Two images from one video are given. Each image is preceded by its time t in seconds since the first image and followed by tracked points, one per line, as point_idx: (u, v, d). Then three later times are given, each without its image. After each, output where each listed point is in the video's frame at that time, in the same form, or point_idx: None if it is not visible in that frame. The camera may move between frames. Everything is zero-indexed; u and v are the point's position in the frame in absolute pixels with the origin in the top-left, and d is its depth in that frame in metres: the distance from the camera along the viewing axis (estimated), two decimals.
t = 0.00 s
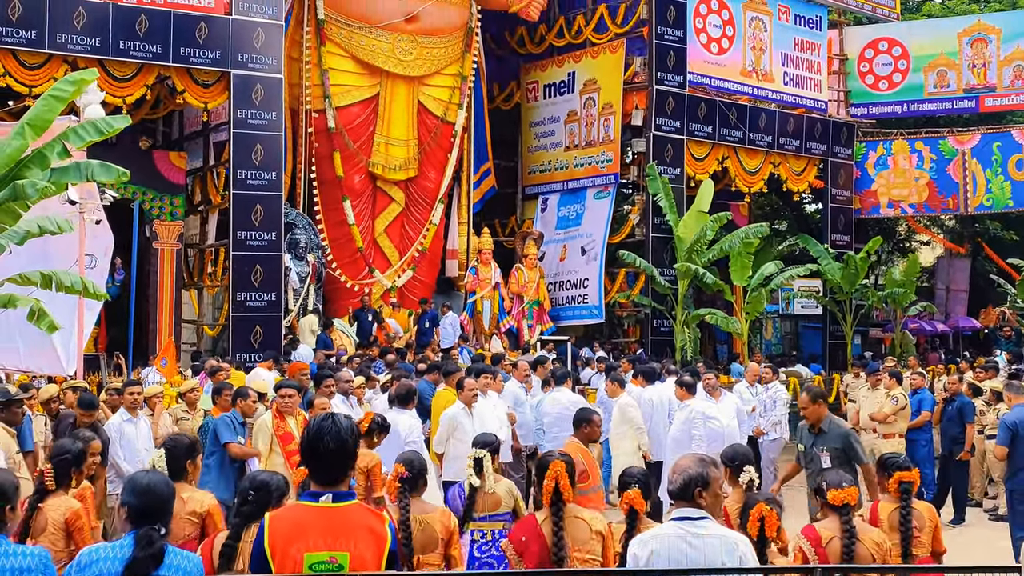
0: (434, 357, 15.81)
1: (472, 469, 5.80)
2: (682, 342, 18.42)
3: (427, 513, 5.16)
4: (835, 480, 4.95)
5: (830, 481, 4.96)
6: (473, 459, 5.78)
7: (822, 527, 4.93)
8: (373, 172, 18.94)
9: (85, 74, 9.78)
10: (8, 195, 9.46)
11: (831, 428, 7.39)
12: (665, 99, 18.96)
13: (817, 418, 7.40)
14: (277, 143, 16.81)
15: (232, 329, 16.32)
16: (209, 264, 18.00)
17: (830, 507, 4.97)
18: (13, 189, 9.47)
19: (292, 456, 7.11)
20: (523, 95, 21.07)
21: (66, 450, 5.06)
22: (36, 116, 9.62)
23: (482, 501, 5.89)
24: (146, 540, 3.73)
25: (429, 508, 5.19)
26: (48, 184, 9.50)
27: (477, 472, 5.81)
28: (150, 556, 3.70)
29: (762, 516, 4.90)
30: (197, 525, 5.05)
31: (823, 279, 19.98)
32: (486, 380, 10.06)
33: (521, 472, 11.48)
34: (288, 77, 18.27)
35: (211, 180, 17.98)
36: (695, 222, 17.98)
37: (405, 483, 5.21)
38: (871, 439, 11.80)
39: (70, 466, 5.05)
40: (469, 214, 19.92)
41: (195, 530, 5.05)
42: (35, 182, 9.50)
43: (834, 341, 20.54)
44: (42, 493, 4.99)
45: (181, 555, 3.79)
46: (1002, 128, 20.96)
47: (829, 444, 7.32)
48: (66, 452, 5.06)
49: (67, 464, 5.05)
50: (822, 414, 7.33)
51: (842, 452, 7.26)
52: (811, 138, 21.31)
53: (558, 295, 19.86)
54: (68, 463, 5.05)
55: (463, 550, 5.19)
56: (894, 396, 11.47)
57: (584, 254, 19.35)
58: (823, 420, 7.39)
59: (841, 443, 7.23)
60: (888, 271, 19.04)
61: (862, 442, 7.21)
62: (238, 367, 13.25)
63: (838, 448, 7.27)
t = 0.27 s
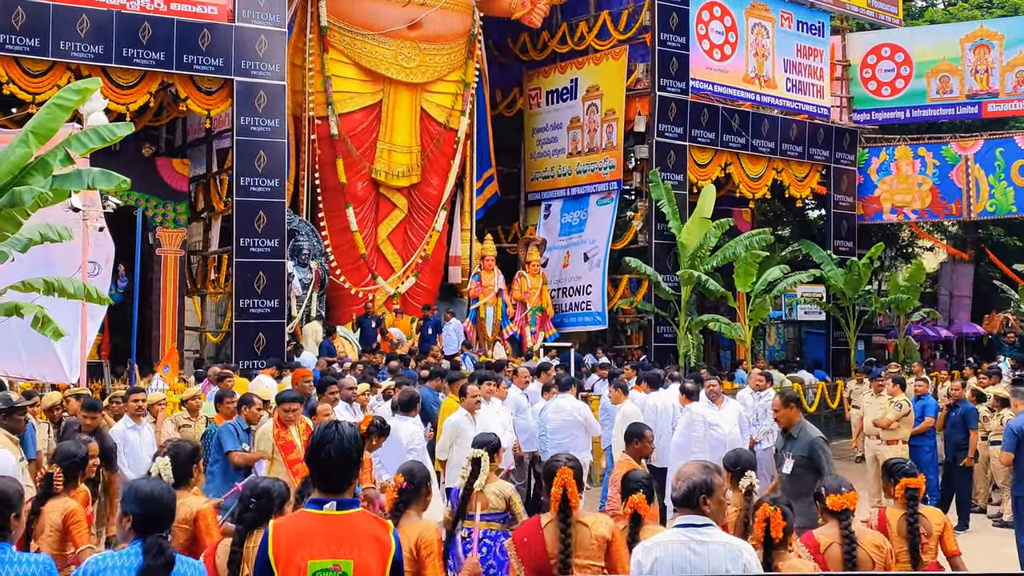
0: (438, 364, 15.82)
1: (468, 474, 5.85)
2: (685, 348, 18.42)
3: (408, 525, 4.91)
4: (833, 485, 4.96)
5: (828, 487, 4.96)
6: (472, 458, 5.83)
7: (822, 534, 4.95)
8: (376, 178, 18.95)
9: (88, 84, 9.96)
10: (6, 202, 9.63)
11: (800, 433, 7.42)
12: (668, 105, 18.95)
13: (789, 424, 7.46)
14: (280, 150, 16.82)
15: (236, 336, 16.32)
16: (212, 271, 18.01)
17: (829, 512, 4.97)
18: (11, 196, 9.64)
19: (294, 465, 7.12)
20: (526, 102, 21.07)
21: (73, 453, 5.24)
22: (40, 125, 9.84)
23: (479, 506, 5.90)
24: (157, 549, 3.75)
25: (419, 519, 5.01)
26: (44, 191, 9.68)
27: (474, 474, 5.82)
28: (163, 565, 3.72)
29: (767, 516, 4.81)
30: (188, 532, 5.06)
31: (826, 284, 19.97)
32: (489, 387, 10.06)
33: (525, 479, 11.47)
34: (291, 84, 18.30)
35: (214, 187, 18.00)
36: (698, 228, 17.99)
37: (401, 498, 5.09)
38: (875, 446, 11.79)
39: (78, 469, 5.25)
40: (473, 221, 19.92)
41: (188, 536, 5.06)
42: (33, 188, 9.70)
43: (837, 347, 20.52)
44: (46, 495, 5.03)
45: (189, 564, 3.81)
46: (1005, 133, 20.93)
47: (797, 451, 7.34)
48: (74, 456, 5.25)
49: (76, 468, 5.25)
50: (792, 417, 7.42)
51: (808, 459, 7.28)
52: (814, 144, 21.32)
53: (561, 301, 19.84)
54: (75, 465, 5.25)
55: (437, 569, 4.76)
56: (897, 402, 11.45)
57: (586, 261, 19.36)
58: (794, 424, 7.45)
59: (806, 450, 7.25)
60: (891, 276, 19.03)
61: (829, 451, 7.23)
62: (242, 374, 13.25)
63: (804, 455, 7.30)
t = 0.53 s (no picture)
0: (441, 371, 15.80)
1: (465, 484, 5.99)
2: (688, 355, 18.41)
3: (424, 531, 4.90)
4: (851, 493, 4.93)
5: (846, 494, 4.93)
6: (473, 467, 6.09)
7: (825, 542, 5.00)
8: (378, 185, 18.95)
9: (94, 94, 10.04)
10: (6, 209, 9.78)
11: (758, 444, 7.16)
12: (670, 112, 18.97)
13: (746, 436, 7.21)
14: (282, 157, 16.83)
15: (238, 344, 16.31)
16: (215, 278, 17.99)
17: (846, 521, 4.94)
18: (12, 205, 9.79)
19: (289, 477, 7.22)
20: (528, 109, 21.07)
21: (65, 464, 5.24)
22: (43, 133, 9.90)
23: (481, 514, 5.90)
24: (159, 558, 3.77)
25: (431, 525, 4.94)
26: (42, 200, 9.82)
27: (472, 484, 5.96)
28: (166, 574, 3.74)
29: (778, 520, 4.79)
30: (183, 541, 5.08)
31: (828, 291, 19.96)
32: (491, 395, 10.00)
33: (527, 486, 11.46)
34: (293, 92, 18.34)
35: (216, 195, 18.01)
36: (700, 235, 18.01)
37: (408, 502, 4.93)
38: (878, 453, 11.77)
39: (70, 479, 5.25)
40: (475, 228, 19.92)
41: (183, 545, 5.08)
42: (30, 196, 9.76)
43: (839, 354, 20.51)
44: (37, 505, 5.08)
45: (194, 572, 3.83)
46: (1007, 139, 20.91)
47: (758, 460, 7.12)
48: (67, 466, 5.25)
49: (68, 478, 5.25)
50: (749, 429, 7.15)
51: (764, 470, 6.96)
52: (816, 151, 21.34)
53: (564, 308, 19.84)
54: (67, 475, 5.25)
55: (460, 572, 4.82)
56: (900, 409, 11.42)
57: (589, 268, 19.37)
58: (752, 436, 7.17)
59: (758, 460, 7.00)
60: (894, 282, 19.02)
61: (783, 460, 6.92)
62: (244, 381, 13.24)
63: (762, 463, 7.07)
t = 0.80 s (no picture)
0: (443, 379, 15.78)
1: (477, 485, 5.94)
2: (691, 362, 18.41)
3: (426, 541, 5.02)
4: (860, 503, 4.94)
5: (855, 504, 4.94)
6: (481, 473, 5.95)
7: (831, 553, 4.98)
8: (381, 193, 18.97)
9: (97, 106, 10.19)
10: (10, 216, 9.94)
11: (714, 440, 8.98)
12: (672, 120, 19.00)
13: (705, 431, 9.07)
14: (285, 165, 16.85)
15: (241, 351, 16.32)
16: (218, 285, 18.00)
17: (854, 531, 4.96)
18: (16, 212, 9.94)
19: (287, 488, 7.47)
20: (530, 116, 21.09)
21: (62, 470, 5.18)
22: (46, 142, 10.05)
23: (490, 520, 5.91)
24: (159, 567, 3.95)
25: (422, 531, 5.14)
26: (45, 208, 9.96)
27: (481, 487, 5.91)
28: None
29: (783, 524, 4.79)
30: (192, 546, 5.08)
31: (831, 298, 19.95)
32: (495, 403, 9.92)
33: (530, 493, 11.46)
34: (295, 99, 18.37)
35: (219, 202, 18.04)
36: (703, 244, 18.01)
37: (400, 511, 5.18)
38: (882, 460, 11.75)
39: (67, 486, 5.19)
40: (478, 235, 19.93)
41: (192, 550, 5.09)
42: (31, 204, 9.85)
43: (843, 361, 20.50)
44: (38, 512, 5.10)
45: None
46: (1010, 147, 20.90)
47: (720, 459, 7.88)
48: (63, 473, 5.19)
49: (65, 485, 5.19)
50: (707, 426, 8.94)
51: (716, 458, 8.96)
52: (818, 158, 21.36)
53: (567, 315, 19.84)
54: (65, 482, 5.19)
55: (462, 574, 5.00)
56: (904, 417, 11.40)
57: (592, 275, 19.39)
58: (709, 432, 9.07)
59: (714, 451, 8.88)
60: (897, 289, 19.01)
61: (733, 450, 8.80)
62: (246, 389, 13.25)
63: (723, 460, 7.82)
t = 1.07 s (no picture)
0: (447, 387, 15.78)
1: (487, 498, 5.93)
2: (694, 371, 18.40)
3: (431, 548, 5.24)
4: (856, 515, 5.02)
5: (851, 516, 5.02)
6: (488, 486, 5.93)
7: (835, 564, 4.96)
8: (384, 202, 18.98)
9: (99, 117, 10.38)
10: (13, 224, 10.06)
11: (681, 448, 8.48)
12: (675, 128, 19.01)
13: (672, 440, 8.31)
14: (288, 174, 16.87)
15: (244, 360, 16.32)
16: (221, 294, 18.01)
17: (844, 543, 5.03)
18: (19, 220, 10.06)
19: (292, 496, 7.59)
20: (533, 125, 21.10)
21: (64, 482, 5.13)
22: (50, 153, 10.19)
23: (495, 530, 5.91)
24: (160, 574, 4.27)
25: (429, 539, 5.34)
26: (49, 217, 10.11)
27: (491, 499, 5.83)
28: None
29: (782, 539, 4.97)
30: (198, 559, 5.07)
31: (834, 306, 19.94)
32: (497, 412, 9.93)
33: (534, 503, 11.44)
34: (298, 108, 18.40)
35: (222, 211, 18.05)
36: (706, 252, 18.03)
37: (411, 517, 5.39)
38: (884, 468, 11.75)
39: (69, 498, 5.15)
40: (480, 244, 19.93)
41: (197, 562, 5.08)
42: (34, 211, 9.92)
43: (846, 369, 20.47)
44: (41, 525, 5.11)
45: None
46: (1013, 155, 20.90)
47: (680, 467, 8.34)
48: (64, 485, 5.14)
49: (67, 497, 5.15)
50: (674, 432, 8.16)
51: (690, 470, 8.10)
52: (821, 166, 21.36)
53: (571, 324, 19.83)
54: (66, 495, 5.15)
55: None
56: (907, 425, 11.40)
57: (595, 284, 19.38)
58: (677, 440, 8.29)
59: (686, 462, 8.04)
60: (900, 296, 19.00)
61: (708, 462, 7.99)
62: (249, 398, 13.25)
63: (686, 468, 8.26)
